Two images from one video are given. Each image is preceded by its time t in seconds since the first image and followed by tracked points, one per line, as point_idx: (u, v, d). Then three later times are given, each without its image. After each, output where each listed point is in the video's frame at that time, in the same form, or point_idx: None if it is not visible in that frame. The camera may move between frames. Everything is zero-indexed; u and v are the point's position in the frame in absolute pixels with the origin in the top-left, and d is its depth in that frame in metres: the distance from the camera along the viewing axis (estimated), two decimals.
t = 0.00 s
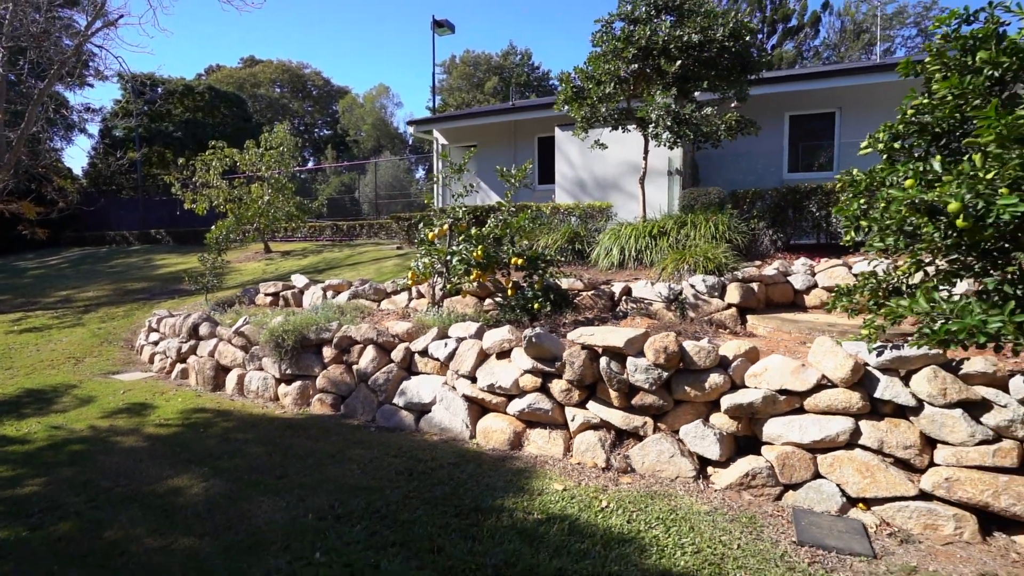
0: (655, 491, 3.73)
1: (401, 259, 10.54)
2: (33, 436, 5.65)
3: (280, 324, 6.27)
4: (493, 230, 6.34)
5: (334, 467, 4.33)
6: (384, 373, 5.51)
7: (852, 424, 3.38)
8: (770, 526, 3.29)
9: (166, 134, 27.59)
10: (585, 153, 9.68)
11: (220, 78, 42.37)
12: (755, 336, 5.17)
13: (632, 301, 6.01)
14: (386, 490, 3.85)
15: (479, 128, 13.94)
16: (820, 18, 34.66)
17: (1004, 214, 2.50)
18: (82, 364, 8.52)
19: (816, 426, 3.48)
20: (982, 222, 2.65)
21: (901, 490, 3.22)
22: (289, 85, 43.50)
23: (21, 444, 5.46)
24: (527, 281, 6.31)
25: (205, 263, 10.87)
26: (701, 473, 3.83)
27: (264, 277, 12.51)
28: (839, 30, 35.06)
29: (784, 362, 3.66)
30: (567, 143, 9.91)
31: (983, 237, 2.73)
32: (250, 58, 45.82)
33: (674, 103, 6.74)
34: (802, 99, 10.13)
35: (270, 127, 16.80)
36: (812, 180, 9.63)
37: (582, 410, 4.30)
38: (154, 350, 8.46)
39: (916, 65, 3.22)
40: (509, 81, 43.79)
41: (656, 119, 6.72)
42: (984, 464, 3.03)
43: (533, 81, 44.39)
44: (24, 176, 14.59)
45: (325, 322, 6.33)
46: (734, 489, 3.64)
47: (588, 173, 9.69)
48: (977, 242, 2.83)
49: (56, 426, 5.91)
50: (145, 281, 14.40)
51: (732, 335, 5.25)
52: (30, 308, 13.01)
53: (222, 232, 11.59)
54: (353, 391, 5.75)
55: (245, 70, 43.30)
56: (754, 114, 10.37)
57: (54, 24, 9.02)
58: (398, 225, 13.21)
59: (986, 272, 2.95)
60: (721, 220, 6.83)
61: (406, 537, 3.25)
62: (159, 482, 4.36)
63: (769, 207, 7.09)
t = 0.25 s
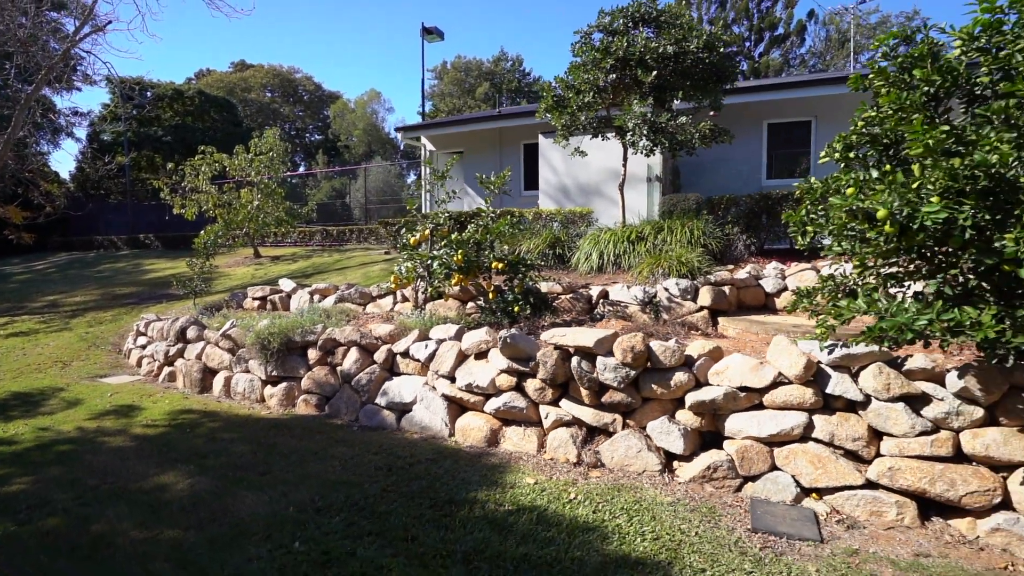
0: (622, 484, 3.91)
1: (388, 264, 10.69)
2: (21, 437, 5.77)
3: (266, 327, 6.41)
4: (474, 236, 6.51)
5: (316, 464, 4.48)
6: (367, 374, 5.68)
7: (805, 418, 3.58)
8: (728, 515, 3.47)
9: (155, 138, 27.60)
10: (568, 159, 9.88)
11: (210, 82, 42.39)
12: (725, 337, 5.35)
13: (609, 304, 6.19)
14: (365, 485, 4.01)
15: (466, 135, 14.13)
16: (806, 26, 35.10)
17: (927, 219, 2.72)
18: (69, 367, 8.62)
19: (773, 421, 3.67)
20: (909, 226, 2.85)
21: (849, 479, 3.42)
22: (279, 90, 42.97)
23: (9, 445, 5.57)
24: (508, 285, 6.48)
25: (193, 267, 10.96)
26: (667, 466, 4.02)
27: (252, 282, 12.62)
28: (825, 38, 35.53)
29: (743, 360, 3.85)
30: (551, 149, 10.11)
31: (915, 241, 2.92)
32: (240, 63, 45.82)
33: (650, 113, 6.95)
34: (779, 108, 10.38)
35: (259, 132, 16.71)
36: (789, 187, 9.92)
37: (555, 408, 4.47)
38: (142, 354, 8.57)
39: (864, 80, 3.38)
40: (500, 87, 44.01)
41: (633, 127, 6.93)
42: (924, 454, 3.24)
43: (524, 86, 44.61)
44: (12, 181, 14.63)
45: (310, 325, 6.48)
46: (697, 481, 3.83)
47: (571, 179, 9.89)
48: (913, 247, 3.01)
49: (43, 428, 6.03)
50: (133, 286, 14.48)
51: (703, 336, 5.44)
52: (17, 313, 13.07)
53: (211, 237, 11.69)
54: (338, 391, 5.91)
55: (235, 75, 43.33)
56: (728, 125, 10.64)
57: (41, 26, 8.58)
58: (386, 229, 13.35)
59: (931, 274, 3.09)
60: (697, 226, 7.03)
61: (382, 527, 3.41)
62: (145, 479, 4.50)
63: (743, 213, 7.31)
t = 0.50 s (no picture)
0: (593, 478, 4.10)
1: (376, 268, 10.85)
2: (12, 438, 5.91)
3: (253, 331, 6.56)
4: (456, 241, 6.69)
5: (300, 462, 4.64)
6: (352, 375, 5.85)
7: (764, 414, 3.78)
8: (690, 506, 3.66)
9: (147, 143, 27.66)
10: (552, 167, 10.10)
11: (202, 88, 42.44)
12: (697, 339, 5.55)
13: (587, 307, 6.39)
14: (346, 480, 4.18)
15: (454, 142, 14.33)
16: (794, 34, 35.55)
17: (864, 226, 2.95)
18: (59, 371, 8.74)
19: (734, 417, 3.87)
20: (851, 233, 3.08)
21: (804, 471, 3.62)
22: (271, 95, 42.52)
23: None
24: (490, 289, 6.66)
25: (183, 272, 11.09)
26: (635, 462, 4.20)
27: (242, 286, 12.74)
28: (812, 46, 35.98)
29: (707, 360, 4.05)
30: (535, 157, 10.33)
31: (859, 247, 3.14)
32: (232, 68, 45.89)
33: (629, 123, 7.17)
34: (757, 117, 10.62)
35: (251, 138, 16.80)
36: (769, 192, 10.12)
37: (531, 407, 4.65)
38: (131, 358, 8.70)
39: (818, 95, 3.61)
40: (492, 93, 44.25)
41: (612, 136, 7.14)
42: (871, 446, 3.45)
43: (516, 93, 44.87)
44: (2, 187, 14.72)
45: (297, 328, 6.64)
46: (663, 475, 4.01)
47: (554, 186, 10.10)
48: (860, 252, 3.22)
49: (34, 429, 6.16)
50: (123, 291, 14.56)
51: (677, 338, 5.64)
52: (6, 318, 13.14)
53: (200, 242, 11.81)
54: (323, 393, 6.07)
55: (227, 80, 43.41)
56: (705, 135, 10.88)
57: (30, 30, 8.65)
58: (376, 235, 13.52)
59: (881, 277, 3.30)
60: (674, 231, 7.25)
61: (360, 519, 3.58)
62: (133, 476, 4.66)
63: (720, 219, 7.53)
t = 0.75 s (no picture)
0: (568, 474, 4.29)
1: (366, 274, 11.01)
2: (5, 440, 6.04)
3: (243, 335, 6.72)
4: (442, 247, 6.88)
5: (288, 460, 4.81)
6: (340, 377, 6.02)
7: (729, 412, 3.98)
8: (658, 499, 3.85)
9: (139, 149, 27.73)
10: (538, 175, 10.31)
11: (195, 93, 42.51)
12: (673, 341, 5.75)
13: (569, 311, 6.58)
14: (331, 477, 4.35)
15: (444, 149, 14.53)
16: (783, 43, 36.01)
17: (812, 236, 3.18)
18: (51, 375, 8.86)
19: (701, 415, 4.07)
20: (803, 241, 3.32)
21: (765, 466, 3.82)
22: (264, 100, 42.45)
23: None
24: (474, 293, 6.85)
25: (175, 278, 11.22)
26: (609, 458, 4.39)
27: (233, 291, 12.88)
28: (801, 54, 36.46)
29: (676, 361, 4.24)
30: (522, 165, 10.54)
31: (812, 254, 3.37)
32: (225, 73, 45.99)
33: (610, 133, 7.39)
34: (740, 124, 10.83)
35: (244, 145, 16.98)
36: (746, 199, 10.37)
37: (510, 407, 4.84)
38: (123, 362, 8.83)
39: (780, 110, 3.84)
40: (485, 100, 44.53)
41: (593, 146, 7.36)
42: (827, 441, 3.65)
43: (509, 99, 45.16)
44: None
45: (287, 332, 6.81)
46: (635, 471, 4.20)
47: (540, 193, 10.32)
48: (814, 258, 3.44)
49: (27, 431, 6.29)
50: (115, 296, 14.66)
51: (654, 340, 5.83)
52: None
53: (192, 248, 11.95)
54: (312, 395, 6.23)
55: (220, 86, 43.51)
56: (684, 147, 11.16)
57: (23, 37, 8.73)
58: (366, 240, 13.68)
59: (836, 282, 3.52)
60: (654, 238, 7.45)
61: (343, 512, 3.76)
62: (125, 475, 4.81)
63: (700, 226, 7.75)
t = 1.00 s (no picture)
0: (546, 472, 4.46)
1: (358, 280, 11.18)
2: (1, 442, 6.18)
3: (235, 339, 6.88)
4: (429, 254, 7.06)
5: (277, 460, 4.98)
6: (329, 380, 6.19)
7: (698, 411, 4.17)
8: (630, 495, 4.04)
9: (133, 155, 27.84)
10: (525, 183, 10.52)
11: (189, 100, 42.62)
12: (652, 345, 5.94)
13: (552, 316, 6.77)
14: (318, 476, 4.52)
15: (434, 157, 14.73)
16: (774, 52, 36.46)
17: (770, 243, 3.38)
18: (45, 380, 8.98)
19: (672, 415, 4.25)
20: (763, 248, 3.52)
21: (732, 462, 4.01)
22: (259, 107, 42.55)
23: None
24: (461, 299, 7.03)
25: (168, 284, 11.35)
26: (586, 457, 4.58)
27: (226, 298, 13.01)
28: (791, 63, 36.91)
29: (649, 363, 4.43)
30: (510, 173, 10.76)
31: (772, 260, 3.56)
32: (219, 80, 46.13)
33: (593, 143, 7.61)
34: (725, 132, 11.03)
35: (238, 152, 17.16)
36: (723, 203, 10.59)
37: (492, 408, 5.02)
38: (116, 366, 8.97)
39: (746, 125, 4.03)
40: (479, 107, 44.82)
41: (577, 156, 7.57)
42: (790, 438, 3.84)
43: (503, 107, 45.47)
44: None
45: (278, 336, 6.97)
46: (610, 468, 4.39)
47: (528, 201, 10.53)
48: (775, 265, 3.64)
49: (22, 434, 6.43)
50: (107, 302, 14.77)
51: (633, 344, 6.02)
52: None
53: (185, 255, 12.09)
54: (301, 398, 6.40)
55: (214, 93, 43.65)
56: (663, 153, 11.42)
57: (20, 46, 8.86)
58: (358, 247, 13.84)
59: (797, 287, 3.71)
60: (637, 245, 7.65)
61: (329, 507, 3.93)
62: (119, 474, 4.97)
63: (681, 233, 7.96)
